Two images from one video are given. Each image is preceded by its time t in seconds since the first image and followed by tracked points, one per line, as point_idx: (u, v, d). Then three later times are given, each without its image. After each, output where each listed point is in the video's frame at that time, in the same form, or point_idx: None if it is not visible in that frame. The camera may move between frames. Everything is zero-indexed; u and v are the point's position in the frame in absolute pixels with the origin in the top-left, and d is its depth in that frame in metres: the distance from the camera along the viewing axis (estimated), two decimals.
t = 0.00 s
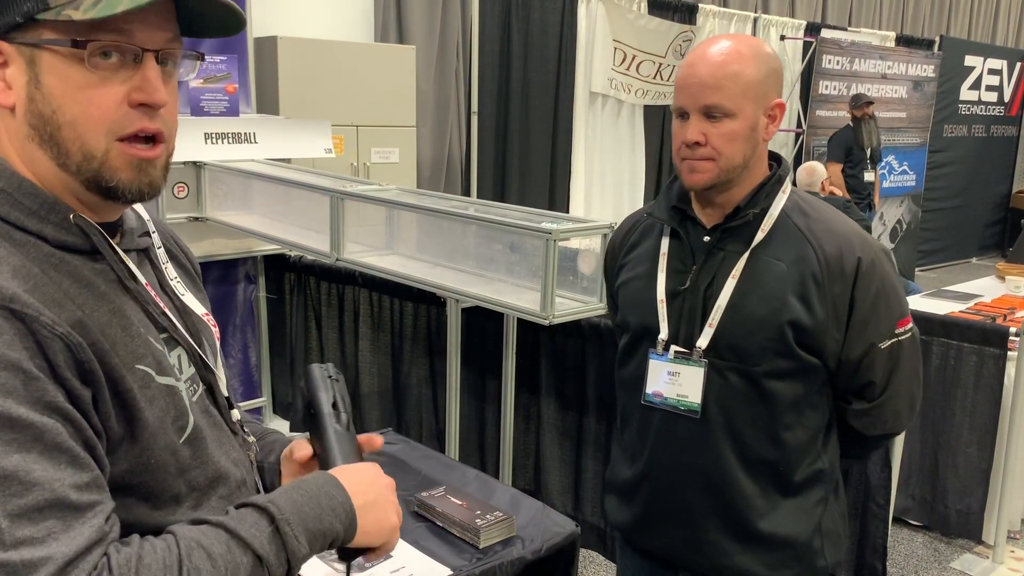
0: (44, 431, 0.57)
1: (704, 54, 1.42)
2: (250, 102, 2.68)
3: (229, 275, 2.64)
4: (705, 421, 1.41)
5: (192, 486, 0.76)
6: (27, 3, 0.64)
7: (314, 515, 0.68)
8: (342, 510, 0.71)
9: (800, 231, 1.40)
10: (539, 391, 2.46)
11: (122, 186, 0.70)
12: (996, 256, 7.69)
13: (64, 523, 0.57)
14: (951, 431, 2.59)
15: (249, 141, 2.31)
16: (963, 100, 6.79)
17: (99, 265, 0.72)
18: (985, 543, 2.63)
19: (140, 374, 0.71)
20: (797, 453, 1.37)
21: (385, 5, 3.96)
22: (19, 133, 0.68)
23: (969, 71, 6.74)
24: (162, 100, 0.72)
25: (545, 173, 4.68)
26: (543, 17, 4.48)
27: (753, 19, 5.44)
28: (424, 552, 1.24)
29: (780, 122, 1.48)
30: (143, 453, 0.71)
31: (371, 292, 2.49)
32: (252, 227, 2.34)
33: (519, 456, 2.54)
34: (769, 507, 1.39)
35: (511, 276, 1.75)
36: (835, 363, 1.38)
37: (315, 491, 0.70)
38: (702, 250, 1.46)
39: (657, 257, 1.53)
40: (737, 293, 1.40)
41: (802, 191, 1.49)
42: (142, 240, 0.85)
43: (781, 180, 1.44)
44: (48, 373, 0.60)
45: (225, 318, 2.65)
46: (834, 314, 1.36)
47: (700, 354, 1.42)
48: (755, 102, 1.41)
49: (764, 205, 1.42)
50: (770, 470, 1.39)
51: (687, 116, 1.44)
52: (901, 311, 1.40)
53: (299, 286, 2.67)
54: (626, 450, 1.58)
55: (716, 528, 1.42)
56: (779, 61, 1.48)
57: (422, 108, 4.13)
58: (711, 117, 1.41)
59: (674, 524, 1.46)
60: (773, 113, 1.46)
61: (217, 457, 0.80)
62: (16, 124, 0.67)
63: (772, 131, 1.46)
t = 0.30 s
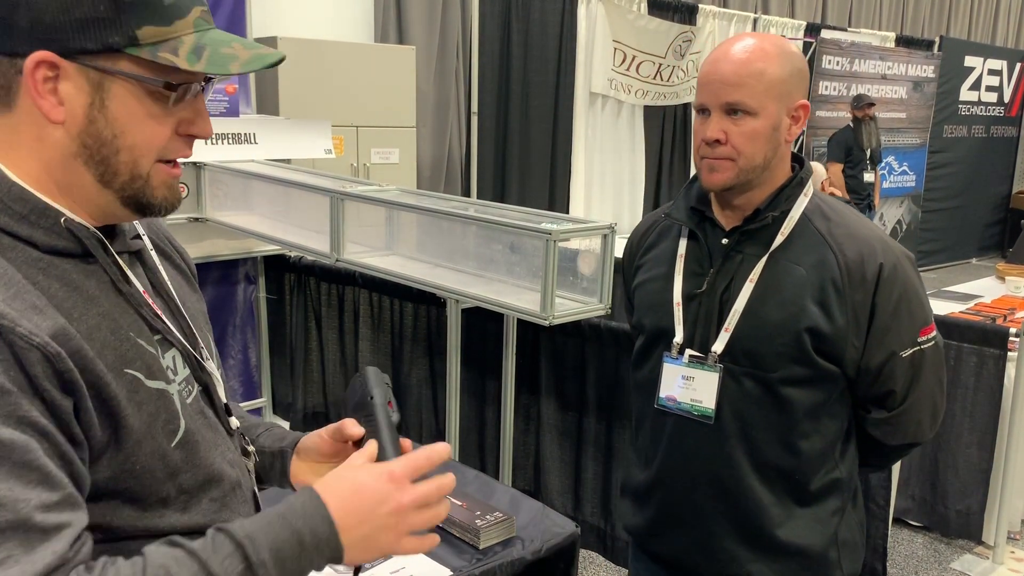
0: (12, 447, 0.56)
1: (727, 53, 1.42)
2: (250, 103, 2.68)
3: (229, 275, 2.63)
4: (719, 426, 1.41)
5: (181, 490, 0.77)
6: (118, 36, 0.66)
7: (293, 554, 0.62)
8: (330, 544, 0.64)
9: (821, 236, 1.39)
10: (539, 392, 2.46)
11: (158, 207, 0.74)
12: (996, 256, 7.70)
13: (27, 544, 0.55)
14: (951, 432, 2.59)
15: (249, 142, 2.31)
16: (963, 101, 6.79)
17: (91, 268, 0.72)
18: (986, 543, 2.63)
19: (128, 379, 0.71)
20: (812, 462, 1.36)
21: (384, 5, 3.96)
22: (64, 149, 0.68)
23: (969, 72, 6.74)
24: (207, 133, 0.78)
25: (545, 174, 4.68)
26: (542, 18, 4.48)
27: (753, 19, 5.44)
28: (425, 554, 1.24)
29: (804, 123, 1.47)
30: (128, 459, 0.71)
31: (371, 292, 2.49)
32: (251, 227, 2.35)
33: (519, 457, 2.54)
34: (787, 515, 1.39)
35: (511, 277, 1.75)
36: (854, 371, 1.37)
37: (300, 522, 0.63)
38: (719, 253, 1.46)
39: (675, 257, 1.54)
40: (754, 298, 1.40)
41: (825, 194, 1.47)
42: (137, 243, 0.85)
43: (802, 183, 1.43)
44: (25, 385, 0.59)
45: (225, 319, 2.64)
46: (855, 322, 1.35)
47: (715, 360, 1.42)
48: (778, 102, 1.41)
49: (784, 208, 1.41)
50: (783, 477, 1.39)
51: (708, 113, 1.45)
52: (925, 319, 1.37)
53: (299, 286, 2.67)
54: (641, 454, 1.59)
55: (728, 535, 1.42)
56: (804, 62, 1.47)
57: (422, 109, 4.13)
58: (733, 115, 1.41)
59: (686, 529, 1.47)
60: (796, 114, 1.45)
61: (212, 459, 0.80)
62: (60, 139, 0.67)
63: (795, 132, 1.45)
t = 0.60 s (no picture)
0: None
1: (736, 53, 1.42)
2: (250, 102, 2.68)
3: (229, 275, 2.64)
4: (722, 428, 1.41)
5: (183, 494, 0.76)
6: (139, 42, 0.67)
7: None
8: None
9: (828, 237, 1.38)
10: (539, 392, 2.46)
11: (170, 205, 0.74)
12: (996, 256, 7.70)
13: None
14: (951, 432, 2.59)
15: (248, 142, 2.30)
16: (963, 101, 6.79)
17: (96, 271, 0.73)
18: (986, 543, 2.63)
19: (131, 385, 0.71)
20: (815, 465, 1.36)
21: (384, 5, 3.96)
22: (81, 153, 0.67)
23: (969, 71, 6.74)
24: (216, 133, 0.79)
25: (545, 174, 4.69)
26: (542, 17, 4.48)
27: (753, 19, 5.44)
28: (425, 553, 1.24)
29: (814, 124, 1.46)
30: (129, 466, 0.71)
31: (370, 291, 2.49)
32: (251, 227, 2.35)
33: (519, 457, 2.54)
34: (788, 518, 1.38)
35: (512, 277, 1.75)
36: (859, 375, 1.36)
37: None
38: (726, 253, 1.46)
39: (680, 257, 1.54)
40: (757, 299, 1.40)
41: (833, 195, 1.47)
42: (137, 243, 0.85)
43: (810, 184, 1.43)
44: (22, 402, 0.59)
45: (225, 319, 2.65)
46: (859, 325, 1.34)
47: (717, 360, 1.42)
48: (787, 103, 1.41)
49: (790, 209, 1.41)
50: (786, 480, 1.39)
51: (717, 114, 1.45)
52: (933, 323, 1.36)
53: (299, 286, 2.67)
54: (644, 454, 1.59)
55: (730, 537, 1.42)
56: (815, 63, 1.47)
57: (422, 109, 4.13)
58: (741, 115, 1.41)
59: (688, 531, 1.47)
60: (806, 114, 1.45)
61: (215, 462, 0.80)
62: (75, 143, 0.67)
63: (806, 133, 1.45)
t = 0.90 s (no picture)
0: None
1: (737, 52, 1.42)
2: (250, 102, 2.68)
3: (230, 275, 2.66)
4: (721, 429, 1.41)
5: (187, 496, 0.76)
6: (156, 43, 0.68)
7: None
8: None
9: (827, 238, 1.38)
10: (539, 392, 2.46)
11: (177, 203, 0.75)
12: (996, 256, 7.70)
13: None
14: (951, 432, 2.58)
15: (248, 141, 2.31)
16: (963, 100, 6.79)
17: (98, 271, 0.72)
18: (986, 543, 2.63)
19: (137, 386, 0.71)
20: (814, 466, 1.36)
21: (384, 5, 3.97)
22: (93, 153, 0.68)
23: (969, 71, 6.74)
24: (218, 131, 0.79)
25: (546, 173, 4.69)
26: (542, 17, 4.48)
27: (753, 19, 5.44)
28: (423, 552, 1.25)
29: (815, 124, 1.46)
30: (135, 467, 0.70)
31: (371, 291, 2.49)
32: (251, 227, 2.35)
33: (519, 457, 2.54)
34: (788, 519, 1.38)
35: (512, 277, 1.75)
36: (858, 376, 1.36)
37: (261, 559, 0.66)
38: (726, 253, 1.46)
39: (681, 257, 1.54)
40: (757, 299, 1.39)
41: (833, 195, 1.47)
42: (137, 243, 0.84)
43: (810, 184, 1.43)
44: (28, 406, 0.59)
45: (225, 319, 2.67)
46: (859, 326, 1.34)
47: (716, 361, 1.42)
48: (788, 102, 1.41)
49: (790, 210, 1.41)
50: (785, 481, 1.39)
51: (718, 113, 1.45)
52: (932, 324, 1.36)
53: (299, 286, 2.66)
54: (643, 454, 1.59)
55: (730, 538, 1.42)
56: (817, 63, 1.47)
57: (422, 108, 4.12)
58: (742, 115, 1.41)
59: (687, 532, 1.47)
60: (807, 114, 1.45)
61: (218, 462, 0.80)
62: (88, 143, 0.67)
63: (807, 133, 1.45)
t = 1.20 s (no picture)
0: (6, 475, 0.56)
1: (735, 51, 1.42)
2: (250, 101, 2.68)
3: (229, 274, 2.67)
4: (720, 429, 1.41)
5: (191, 494, 0.76)
6: (158, 35, 0.68)
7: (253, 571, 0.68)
8: (287, 565, 0.71)
9: (826, 237, 1.38)
10: (539, 391, 2.46)
11: (183, 195, 0.75)
12: (996, 255, 7.70)
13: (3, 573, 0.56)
14: (952, 431, 2.58)
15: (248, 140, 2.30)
16: (963, 100, 6.79)
17: (101, 271, 0.72)
18: (986, 542, 2.63)
19: (142, 386, 0.70)
20: (813, 465, 1.36)
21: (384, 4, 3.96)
22: (99, 150, 0.68)
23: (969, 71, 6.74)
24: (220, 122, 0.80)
25: (546, 173, 4.68)
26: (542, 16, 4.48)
27: (753, 18, 5.44)
28: (423, 551, 1.25)
29: (813, 123, 1.46)
30: (140, 467, 0.70)
31: (371, 291, 2.49)
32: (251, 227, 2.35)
33: (519, 456, 2.54)
34: (786, 518, 1.38)
35: (511, 276, 1.75)
36: (857, 375, 1.36)
37: (262, 540, 0.69)
38: (724, 253, 1.46)
39: (680, 257, 1.54)
40: (756, 299, 1.39)
41: (831, 195, 1.47)
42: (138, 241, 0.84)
43: (808, 184, 1.43)
44: (37, 406, 0.59)
45: (225, 318, 2.68)
46: (857, 326, 1.34)
47: (715, 361, 1.42)
48: (787, 101, 1.41)
49: (788, 209, 1.41)
50: (785, 481, 1.39)
51: (715, 111, 1.45)
52: (931, 323, 1.36)
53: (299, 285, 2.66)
54: (643, 454, 1.59)
55: (729, 538, 1.42)
56: (815, 62, 1.47)
57: (422, 107, 4.12)
58: (740, 113, 1.41)
59: (687, 532, 1.47)
60: (805, 113, 1.45)
61: (221, 460, 0.80)
62: (95, 141, 0.67)
63: (804, 132, 1.45)
